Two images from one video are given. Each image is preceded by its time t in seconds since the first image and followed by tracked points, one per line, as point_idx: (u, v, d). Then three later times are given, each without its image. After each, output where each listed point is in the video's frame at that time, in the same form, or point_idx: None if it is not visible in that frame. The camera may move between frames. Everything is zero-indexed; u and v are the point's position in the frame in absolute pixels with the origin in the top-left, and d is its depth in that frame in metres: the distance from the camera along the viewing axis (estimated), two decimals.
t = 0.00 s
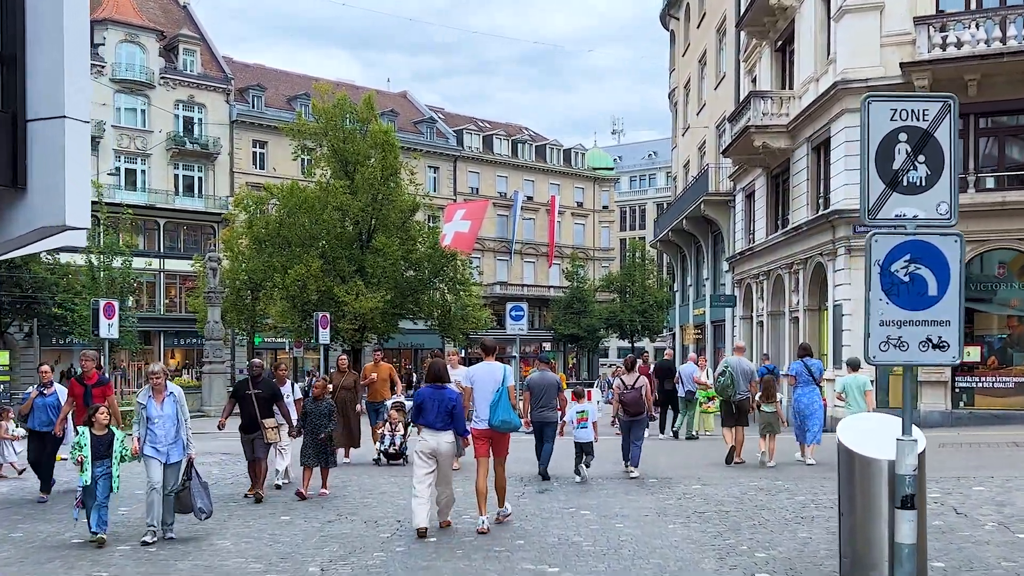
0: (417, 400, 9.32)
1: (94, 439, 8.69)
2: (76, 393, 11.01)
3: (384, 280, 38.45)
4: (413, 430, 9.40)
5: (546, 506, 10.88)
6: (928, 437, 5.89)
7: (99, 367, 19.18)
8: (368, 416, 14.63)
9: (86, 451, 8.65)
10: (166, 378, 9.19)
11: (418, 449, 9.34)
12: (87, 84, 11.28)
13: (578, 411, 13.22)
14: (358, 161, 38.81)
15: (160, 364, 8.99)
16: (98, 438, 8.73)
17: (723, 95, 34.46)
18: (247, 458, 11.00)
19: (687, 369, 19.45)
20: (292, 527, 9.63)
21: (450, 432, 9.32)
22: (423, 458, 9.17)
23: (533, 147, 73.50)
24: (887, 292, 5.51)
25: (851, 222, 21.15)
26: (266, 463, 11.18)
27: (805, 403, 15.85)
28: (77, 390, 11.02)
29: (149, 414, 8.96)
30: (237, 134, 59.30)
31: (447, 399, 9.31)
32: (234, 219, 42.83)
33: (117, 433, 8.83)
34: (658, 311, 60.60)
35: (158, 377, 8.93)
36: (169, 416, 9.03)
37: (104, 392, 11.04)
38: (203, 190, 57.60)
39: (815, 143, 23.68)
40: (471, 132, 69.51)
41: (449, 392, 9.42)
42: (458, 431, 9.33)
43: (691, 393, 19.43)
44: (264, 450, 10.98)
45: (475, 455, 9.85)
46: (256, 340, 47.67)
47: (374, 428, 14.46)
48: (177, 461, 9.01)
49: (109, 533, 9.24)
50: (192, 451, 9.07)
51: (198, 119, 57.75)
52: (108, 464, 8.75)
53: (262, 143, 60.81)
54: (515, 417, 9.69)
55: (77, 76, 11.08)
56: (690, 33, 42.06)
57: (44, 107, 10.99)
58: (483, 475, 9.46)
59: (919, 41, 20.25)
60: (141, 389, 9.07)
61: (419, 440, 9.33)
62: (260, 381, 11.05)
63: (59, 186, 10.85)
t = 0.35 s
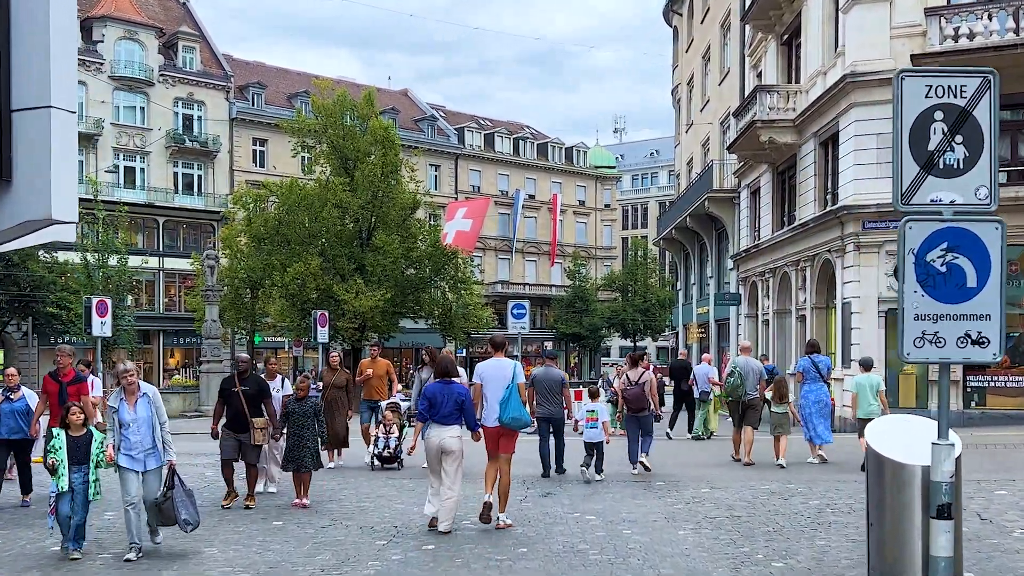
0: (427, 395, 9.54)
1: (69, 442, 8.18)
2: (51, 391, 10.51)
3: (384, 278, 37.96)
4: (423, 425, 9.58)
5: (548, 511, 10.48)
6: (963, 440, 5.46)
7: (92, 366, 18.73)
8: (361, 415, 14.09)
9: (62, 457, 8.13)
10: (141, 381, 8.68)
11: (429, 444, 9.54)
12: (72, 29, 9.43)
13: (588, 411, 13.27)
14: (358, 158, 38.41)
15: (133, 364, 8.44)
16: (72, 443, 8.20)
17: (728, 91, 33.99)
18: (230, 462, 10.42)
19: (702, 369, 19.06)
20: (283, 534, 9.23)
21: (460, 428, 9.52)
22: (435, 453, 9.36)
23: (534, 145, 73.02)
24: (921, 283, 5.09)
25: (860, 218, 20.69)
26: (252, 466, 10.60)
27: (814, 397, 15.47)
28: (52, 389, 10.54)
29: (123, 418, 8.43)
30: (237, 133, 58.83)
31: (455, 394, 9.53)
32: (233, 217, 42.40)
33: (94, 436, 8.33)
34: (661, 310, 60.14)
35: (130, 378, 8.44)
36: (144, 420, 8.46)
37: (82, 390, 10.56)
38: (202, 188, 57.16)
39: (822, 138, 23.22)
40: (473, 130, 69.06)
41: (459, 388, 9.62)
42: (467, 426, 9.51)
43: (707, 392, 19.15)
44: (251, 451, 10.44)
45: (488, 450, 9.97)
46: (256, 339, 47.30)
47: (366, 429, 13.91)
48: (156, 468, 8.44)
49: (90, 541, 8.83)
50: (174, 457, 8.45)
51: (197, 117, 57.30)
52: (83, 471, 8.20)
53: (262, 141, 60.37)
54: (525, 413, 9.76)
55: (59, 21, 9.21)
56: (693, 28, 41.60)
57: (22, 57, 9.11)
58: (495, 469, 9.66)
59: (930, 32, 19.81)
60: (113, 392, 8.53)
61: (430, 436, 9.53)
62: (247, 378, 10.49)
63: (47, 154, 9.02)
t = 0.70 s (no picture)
0: (430, 400, 9.31)
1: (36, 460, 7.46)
2: (15, 398, 10.15)
3: (384, 277, 37.50)
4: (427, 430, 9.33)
5: (550, 519, 10.08)
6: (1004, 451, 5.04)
7: (84, 367, 18.35)
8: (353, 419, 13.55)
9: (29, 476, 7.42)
10: (119, 389, 8.01)
11: (433, 450, 9.31)
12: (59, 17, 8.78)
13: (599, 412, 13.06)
14: (358, 156, 38.00)
15: (107, 369, 7.77)
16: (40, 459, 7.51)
17: (731, 88, 33.58)
18: (206, 474, 9.72)
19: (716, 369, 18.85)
20: (274, 545, 8.83)
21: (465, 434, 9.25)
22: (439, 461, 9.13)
23: (535, 144, 72.59)
24: (960, 281, 4.67)
25: (868, 215, 20.35)
26: (230, 479, 9.89)
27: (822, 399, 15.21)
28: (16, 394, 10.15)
29: (94, 429, 7.78)
30: (237, 131, 58.45)
31: (459, 398, 9.33)
32: (232, 215, 42.02)
33: (65, 451, 7.64)
34: (663, 309, 59.70)
35: (106, 384, 7.75)
36: (118, 433, 7.80)
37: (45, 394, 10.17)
38: (201, 187, 56.81)
39: (829, 134, 22.84)
40: (474, 128, 68.66)
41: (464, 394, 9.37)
42: (471, 430, 9.30)
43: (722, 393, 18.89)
44: (229, 463, 9.76)
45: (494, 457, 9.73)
46: (257, 339, 46.99)
47: (359, 433, 13.42)
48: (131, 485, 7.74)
49: (71, 554, 8.42)
50: (151, 473, 7.75)
51: (196, 115, 56.90)
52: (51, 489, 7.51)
53: (262, 139, 60.01)
54: (531, 418, 9.46)
55: (46, 8, 8.56)
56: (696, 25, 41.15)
57: (7, 47, 8.44)
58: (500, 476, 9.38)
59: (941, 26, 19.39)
60: (85, 400, 7.87)
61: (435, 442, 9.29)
62: (220, 384, 9.76)
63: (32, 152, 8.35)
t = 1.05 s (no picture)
0: (430, 394, 9.41)
1: None
2: None
3: (382, 274, 37.08)
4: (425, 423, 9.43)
5: (548, 520, 9.66)
6: None
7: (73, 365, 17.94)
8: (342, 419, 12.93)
9: None
10: (92, 379, 7.46)
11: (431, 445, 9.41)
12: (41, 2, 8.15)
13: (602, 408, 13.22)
14: (355, 152, 37.59)
15: (78, 361, 7.21)
16: None
17: (734, 82, 33.16)
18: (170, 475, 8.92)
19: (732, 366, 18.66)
20: (258, 549, 8.41)
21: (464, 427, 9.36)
22: (438, 452, 9.20)
23: (536, 142, 72.19)
24: (995, 263, 4.27)
25: (874, 209, 19.91)
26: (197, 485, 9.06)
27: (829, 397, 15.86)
28: None
29: (63, 423, 7.23)
30: (235, 128, 58.02)
31: (457, 393, 9.36)
32: (229, 212, 41.58)
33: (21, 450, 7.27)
34: (664, 307, 59.19)
35: (77, 378, 7.21)
36: (88, 430, 7.28)
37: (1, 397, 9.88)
38: (199, 184, 56.35)
39: (834, 127, 22.42)
40: (473, 125, 68.24)
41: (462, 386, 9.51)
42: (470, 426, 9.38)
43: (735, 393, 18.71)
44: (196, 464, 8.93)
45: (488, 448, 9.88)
46: (255, 337, 46.59)
47: (348, 433, 12.81)
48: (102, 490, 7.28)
49: (42, 559, 8.00)
50: (124, 477, 7.26)
51: (194, 112, 56.44)
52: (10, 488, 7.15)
53: (260, 136, 59.59)
54: (525, 412, 9.68)
55: (28, 3, 8.00)
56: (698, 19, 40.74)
57: None
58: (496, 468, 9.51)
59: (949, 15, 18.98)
60: (54, 391, 7.33)
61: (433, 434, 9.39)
62: (189, 379, 9.16)
63: (10, 153, 7.71)
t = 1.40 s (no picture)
0: (435, 394, 9.30)
1: None
2: None
3: (379, 272, 36.59)
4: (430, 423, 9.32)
5: (547, 527, 9.21)
6: None
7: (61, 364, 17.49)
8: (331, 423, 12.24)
9: None
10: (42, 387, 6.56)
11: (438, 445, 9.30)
12: None
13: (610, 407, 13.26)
14: (353, 149, 37.13)
15: (25, 369, 6.31)
16: None
17: (736, 78, 32.73)
18: (128, 482, 8.37)
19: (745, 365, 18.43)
20: (241, 559, 7.95)
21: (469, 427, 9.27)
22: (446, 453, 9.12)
23: (536, 139, 71.79)
24: None
25: (881, 205, 19.48)
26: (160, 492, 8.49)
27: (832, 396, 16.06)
28: None
29: (13, 441, 6.38)
30: (233, 125, 57.59)
31: (464, 392, 9.30)
32: (225, 209, 41.13)
33: None
34: (664, 305, 58.48)
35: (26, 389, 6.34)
36: (41, 446, 6.44)
37: None
38: (196, 182, 55.84)
39: (839, 121, 21.97)
40: (473, 123, 67.79)
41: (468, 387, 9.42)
42: (475, 425, 9.31)
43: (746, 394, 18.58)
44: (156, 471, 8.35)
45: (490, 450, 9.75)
46: (253, 336, 46.18)
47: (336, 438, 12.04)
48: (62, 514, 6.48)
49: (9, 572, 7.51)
50: (85, 498, 6.45)
51: (191, 108, 55.91)
52: None
53: (258, 133, 59.14)
54: (531, 415, 9.48)
55: None
56: (699, 15, 40.30)
57: None
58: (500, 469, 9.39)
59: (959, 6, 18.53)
60: None
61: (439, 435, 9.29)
62: (153, 377, 8.50)
63: None
